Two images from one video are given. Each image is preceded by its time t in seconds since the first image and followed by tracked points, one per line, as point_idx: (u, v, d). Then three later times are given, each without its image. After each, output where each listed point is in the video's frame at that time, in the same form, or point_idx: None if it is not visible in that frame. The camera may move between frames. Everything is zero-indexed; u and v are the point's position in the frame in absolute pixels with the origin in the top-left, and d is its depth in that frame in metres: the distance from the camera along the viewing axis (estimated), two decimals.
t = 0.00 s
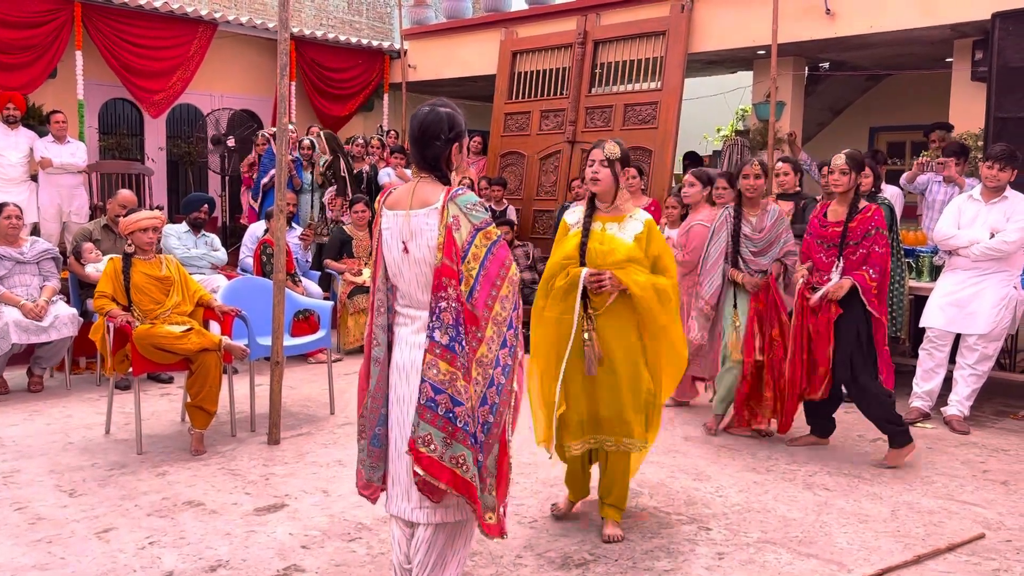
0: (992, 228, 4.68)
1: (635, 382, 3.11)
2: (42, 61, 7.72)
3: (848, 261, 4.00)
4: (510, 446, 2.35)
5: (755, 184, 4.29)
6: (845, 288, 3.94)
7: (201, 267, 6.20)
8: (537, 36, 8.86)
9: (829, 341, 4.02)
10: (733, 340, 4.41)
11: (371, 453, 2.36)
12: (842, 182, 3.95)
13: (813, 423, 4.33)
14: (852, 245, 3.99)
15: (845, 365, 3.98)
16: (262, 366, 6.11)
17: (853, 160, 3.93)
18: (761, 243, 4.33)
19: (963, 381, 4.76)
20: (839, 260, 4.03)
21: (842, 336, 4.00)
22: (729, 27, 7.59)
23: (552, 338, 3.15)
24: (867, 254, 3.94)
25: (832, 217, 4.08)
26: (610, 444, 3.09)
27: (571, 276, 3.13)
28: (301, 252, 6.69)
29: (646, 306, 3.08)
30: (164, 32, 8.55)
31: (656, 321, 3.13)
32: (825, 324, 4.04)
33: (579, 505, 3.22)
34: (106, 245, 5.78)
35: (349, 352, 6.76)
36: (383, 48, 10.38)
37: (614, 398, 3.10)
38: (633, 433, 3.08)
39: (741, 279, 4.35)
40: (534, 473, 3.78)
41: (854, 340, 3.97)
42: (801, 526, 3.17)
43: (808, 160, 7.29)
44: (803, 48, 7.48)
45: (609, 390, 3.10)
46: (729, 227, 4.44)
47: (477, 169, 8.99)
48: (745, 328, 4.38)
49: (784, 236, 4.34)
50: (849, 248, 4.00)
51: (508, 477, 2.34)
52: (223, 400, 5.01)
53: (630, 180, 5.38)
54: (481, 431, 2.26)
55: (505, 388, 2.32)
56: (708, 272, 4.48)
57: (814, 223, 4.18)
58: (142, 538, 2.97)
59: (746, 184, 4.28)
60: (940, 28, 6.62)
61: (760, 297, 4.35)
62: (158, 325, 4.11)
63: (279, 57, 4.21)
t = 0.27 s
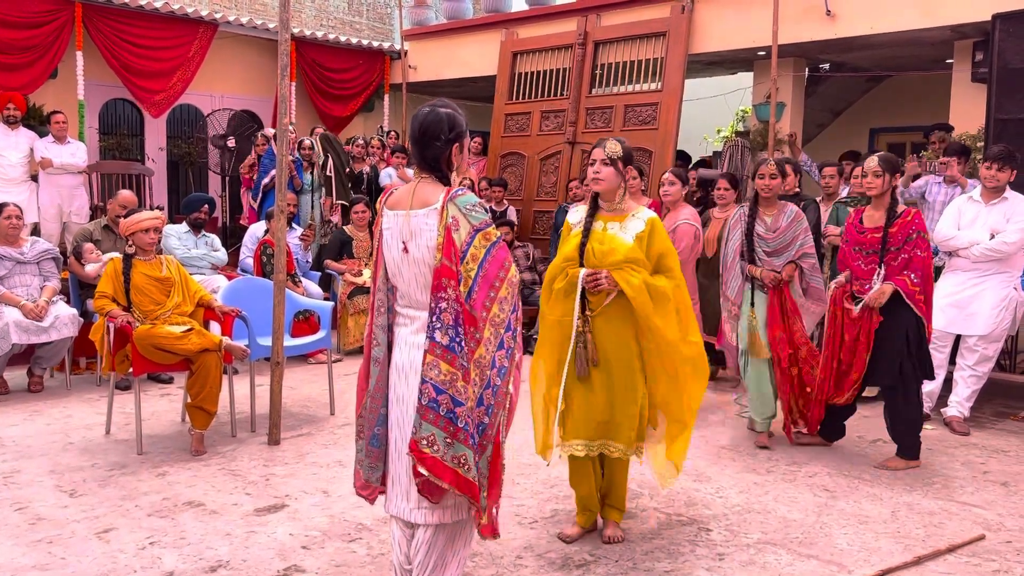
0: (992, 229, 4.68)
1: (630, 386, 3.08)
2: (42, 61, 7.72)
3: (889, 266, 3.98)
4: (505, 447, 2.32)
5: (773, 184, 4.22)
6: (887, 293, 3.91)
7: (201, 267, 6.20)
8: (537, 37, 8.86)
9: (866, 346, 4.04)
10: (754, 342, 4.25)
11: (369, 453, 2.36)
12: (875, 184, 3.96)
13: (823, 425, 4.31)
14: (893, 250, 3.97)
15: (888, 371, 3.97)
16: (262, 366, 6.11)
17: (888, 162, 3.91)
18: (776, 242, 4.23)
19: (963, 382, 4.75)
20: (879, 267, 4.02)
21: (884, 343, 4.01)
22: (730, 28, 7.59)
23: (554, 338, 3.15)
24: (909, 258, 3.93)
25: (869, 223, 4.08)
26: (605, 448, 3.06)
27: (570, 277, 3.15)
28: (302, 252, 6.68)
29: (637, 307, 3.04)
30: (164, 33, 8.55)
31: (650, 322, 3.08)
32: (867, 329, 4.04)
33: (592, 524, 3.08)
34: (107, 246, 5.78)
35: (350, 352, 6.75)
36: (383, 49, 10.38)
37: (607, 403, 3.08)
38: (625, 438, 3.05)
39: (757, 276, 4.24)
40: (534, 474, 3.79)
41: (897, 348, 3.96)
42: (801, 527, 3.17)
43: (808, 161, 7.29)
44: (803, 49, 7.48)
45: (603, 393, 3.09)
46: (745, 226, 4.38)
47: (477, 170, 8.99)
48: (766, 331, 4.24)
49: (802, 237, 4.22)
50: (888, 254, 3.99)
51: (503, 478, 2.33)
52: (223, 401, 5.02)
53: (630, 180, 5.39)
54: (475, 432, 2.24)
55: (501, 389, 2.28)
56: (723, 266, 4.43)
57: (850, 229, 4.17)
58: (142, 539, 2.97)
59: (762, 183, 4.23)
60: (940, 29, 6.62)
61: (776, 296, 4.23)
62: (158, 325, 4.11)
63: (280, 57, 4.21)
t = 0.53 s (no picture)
0: (992, 230, 4.68)
1: (627, 387, 3.07)
2: (43, 62, 7.72)
3: (920, 267, 3.92)
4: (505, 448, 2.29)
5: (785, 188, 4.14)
6: (925, 295, 3.84)
7: (202, 268, 6.20)
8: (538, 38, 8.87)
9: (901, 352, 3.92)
10: (761, 349, 4.21)
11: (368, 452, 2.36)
12: (902, 182, 3.89)
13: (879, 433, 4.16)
14: (922, 250, 3.91)
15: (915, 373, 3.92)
16: (263, 367, 6.12)
17: (914, 160, 3.87)
18: (788, 245, 4.17)
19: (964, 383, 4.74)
20: (910, 268, 3.95)
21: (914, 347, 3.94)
22: (730, 29, 7.59)
23: (552, 339, 3.14)
24: (941, 258, 3.87)
25: (898, 222, 3.99)
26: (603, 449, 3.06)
27: (567, 276, 3.16)
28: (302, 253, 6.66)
29: (631, 307, 3.03)
30: (165, 33, 8.55)
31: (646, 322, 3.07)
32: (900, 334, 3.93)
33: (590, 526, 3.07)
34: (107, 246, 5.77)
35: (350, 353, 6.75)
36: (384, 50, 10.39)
37: (604, 403, 3.08)
38: (621, 439, 3.04)
39: (766, 279, 4.19)
40: (535, 474, 3.78)
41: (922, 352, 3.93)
42: (802, 528, 3.17)
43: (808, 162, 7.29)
44: (804, 50, 7.48)
45: (601, 392, 3.09)
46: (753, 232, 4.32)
47: (477, 170, 9.00)
48: (776, 335, 4.19)
49: (813, 240, 4.19)
50: (919, 254, 3.92)
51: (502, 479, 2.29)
52: (224, 401, 5.01)
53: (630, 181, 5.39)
54: (472, 433, 2.21)
55: (499, 390, 2.24)
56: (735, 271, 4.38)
57: (878, 227, 4.09)
58: (143, 539, 2.97)
59: (773, 187, 4.15)
60: (941, 30, 6.62)
61: (787, 300, 4.17)
62: (158, 326, 4.10)
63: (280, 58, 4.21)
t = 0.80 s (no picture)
0: (992, 231, 4.68)
1: (627, 388, 3.06)
2: (44, 62, 7.72)
3: (933, 268, 3.99)
4: (506, 451, 2.30)
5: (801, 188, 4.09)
6: (935, 290, 3.90)
7: (202, 268, 6.20)
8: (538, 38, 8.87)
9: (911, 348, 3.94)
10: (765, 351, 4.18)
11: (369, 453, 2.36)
12: (919, 183, 3.93)
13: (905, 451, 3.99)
14: (938, 252, 3.98)
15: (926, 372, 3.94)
16: (264, 368, 6.12)
17: (931, 160, 3.90)
18: (802, 246, 4.10)
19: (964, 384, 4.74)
20: (923, 268, 4.01)
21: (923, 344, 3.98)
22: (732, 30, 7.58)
23: (555, 344, 3.14)
24: (954, 261, 3.95)
25: (912, 220, 4.05)
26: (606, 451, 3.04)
27: (568, 280, 3.16)
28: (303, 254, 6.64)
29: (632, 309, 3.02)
30: (166, 34, 8.56)
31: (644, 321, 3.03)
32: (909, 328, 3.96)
33: (590, 525, 3.08)
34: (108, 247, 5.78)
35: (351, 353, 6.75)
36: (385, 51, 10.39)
37: (606, 406, 3.06)
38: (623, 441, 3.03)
39: (777, 282, 4.16)
40: (535, 475, 3.78)
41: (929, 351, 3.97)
42: (803, 529, 3.17)
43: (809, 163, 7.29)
44: (805, 51, 7.48)
45: (604, 395, 3.07)
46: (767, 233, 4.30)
47: (478, 171, 8.99)
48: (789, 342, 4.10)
49: (829, 242, 4.11)
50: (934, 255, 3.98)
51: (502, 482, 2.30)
52: (224, 402, 5.02)
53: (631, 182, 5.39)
54: (472, 435, 2.21)
55: (500, 392, 2.26)
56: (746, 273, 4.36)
57: (891, 225, 4.14)
58: (143, 540, 2.97)
59: (790, 187, 4.11)
60: (942, 31, 6.62)
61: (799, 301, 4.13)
62: (159, 326, 4.10)
63: (281, 59, 4.21)
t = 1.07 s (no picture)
0: (993, 232, 4.68)
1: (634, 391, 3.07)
2: (45, 62, 7.72)
3: (945, 268, 4.00)
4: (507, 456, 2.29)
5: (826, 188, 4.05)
6: (946, 287, 3.91)
7: (204, 268, 6.21)
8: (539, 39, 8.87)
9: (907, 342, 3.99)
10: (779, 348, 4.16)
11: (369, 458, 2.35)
12: (928, 186, 3.95)
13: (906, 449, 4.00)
14: (949, 252, 3.99)
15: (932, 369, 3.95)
16: (264, 368, 6.12)
17: (941, 163, 3.90)
18: (831, 244, 4.02)
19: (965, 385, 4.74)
20: (935, 269, 4.02)
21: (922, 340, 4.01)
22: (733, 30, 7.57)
23: (567, 350, 3.11)
24: (965, 261, 3.95)
25: (923, 221, 4.07)
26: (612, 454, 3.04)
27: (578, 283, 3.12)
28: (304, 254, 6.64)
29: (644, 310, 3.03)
30: (167, 34, 8.56)
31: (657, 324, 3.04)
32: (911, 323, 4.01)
33: (591, 526, 3.09)
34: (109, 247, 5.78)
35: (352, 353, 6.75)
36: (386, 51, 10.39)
37: (614, 410, 3.07)
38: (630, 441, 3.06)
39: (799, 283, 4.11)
40: (536, 476, 3.78)
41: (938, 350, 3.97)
42: (804, 529, 3.17)
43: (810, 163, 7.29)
44: (806, 51, 7.48)
45: (614, 399, 3.07)
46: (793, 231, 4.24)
47: (479, 172, 8.99)
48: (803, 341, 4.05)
49: (857, 240, 4.01)
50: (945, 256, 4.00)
51: (504, 487, 2.29)
52: (225, 402, 5.02)
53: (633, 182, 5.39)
54: (471, 441, 2.22)
55: (500, 396, 2.26)
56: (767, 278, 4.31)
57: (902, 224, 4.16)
58: (144, 540, 2.98)
59: (816, 185, 4.06)
60: (943, 31, 6.61)
61: (817, 304, 4.07)
62: (160, 327, 4.10)
63: (283, 59, 4.21)
